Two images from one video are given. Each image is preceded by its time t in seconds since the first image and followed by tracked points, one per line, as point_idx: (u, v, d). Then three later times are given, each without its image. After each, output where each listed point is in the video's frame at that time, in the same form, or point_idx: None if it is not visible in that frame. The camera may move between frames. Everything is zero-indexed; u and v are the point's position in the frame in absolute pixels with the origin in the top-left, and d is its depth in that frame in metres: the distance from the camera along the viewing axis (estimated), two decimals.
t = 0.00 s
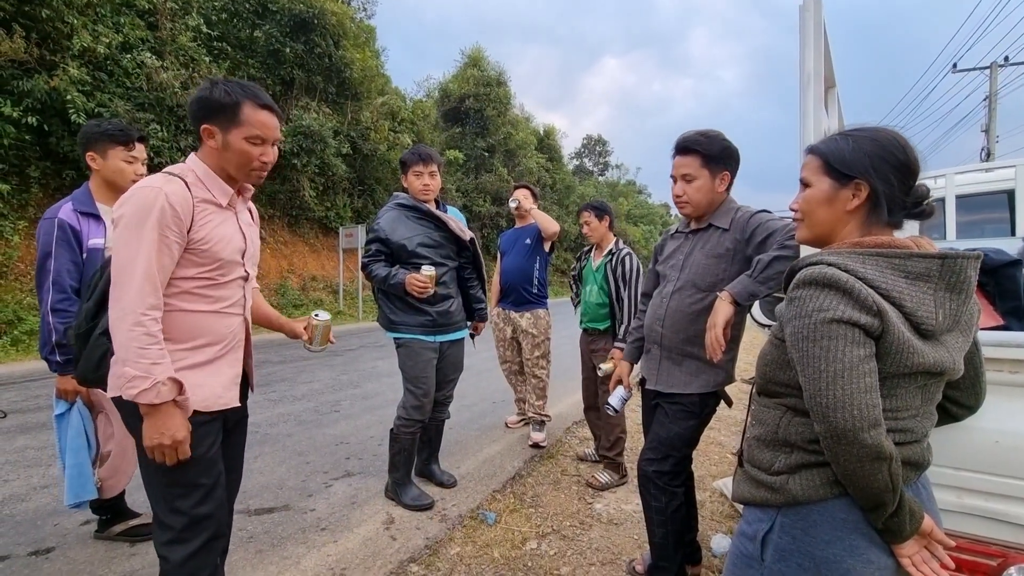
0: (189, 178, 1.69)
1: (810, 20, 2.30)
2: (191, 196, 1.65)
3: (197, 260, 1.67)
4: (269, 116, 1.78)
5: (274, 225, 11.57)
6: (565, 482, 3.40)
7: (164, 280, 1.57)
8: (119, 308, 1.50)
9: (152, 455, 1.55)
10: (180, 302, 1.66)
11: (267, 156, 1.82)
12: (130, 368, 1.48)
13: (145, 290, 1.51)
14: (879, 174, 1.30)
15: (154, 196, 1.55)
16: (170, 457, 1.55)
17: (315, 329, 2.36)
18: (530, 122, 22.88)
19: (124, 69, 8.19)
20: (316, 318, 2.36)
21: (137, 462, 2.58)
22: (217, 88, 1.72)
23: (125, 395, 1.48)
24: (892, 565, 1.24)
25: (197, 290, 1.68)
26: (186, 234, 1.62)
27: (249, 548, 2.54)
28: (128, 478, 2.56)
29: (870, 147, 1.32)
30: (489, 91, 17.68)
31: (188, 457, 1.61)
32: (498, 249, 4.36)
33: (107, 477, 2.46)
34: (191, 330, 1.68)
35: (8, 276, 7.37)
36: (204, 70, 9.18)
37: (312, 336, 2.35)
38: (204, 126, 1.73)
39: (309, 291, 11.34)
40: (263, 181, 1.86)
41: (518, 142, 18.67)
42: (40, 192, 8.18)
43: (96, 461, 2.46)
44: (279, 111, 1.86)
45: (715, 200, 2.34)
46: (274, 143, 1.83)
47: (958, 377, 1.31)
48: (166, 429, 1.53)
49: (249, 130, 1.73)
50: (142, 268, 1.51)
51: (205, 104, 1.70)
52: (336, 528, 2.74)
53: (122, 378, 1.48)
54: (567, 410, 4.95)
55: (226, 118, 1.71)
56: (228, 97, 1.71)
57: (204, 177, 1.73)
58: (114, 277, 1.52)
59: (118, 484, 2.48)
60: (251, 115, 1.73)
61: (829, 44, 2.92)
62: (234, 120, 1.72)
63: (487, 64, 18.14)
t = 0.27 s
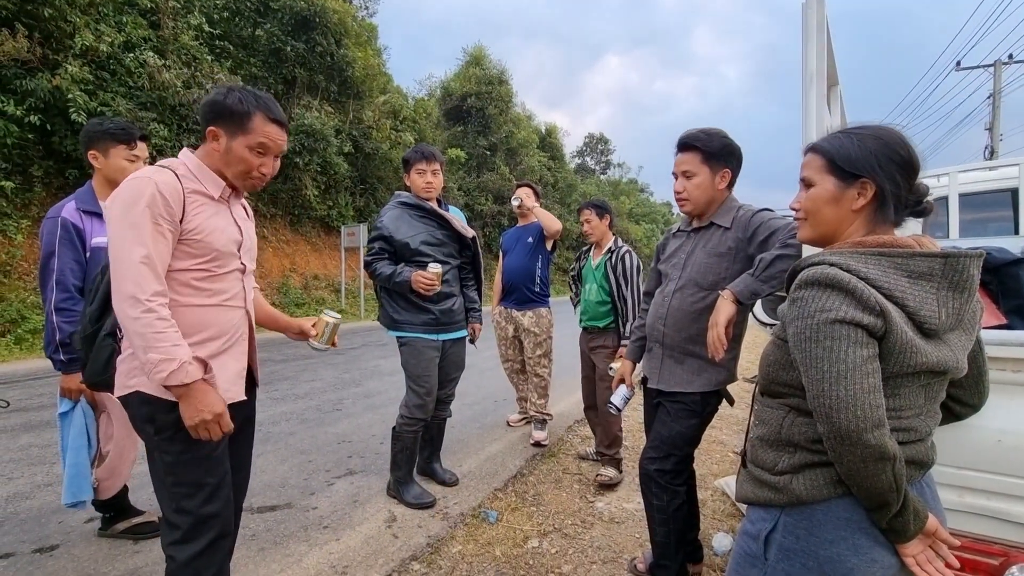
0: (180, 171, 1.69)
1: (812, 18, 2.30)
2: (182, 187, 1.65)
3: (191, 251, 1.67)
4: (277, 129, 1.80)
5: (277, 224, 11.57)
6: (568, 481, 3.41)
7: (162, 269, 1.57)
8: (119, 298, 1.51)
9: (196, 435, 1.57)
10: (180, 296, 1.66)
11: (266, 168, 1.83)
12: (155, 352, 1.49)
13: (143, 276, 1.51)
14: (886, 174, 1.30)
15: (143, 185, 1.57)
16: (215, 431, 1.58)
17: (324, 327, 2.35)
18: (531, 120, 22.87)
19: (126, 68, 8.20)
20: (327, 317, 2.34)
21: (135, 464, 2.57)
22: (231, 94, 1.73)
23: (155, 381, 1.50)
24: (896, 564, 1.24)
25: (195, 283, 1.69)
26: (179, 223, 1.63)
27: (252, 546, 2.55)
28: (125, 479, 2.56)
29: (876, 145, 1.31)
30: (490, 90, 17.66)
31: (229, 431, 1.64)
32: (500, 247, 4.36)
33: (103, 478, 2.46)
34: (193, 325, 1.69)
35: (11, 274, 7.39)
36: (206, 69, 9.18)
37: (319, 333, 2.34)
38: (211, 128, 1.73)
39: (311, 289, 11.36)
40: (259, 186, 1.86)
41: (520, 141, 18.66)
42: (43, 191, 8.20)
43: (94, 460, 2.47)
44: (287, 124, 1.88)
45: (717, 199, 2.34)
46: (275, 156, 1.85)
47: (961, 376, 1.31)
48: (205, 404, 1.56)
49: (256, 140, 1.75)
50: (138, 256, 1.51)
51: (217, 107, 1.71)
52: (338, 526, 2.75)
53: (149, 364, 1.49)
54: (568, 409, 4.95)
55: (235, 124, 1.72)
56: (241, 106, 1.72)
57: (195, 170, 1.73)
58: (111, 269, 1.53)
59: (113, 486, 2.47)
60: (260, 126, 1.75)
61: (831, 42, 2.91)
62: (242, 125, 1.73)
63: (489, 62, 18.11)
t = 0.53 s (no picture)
0: (178, 169, 1.70)
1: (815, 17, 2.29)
2: (180, 184, 1.66)
3: (190, 249, 1.68)
4: (276, 127, 1.81)
5: (279, 223, 11.56)
6: (569, 480, 3.41)
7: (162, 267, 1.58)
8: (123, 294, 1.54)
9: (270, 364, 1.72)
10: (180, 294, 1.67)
11: (266, 166, 1.83)
12: (190, 324, 1.56)
13: (139, 272, 1.53)
14: (888, 174, 1.30)
15: (141, 183, 1.59)
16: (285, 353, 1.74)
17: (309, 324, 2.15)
18: (534, 119, 22.86)
19: (129, 67, 8.20)
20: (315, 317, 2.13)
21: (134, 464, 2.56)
22: (231, 93, 1.74)
23: (203, 344, 1.59)
24: (897, 565, 1.24)
25: (196, 281, 1.69)
26: (178, 221, 1.63)
27: (254, 544, 2.56)
28: (123, 479, 2.56)
29: (874, 145, 1.31)
30: (493, 89, 17.65)
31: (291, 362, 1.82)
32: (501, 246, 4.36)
33: (100, 478, 2.47)
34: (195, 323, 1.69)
35: (14, 273, 7.41)
36: (209, 68, 9.20)
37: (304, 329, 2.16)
38: (209, 126, 1.74)
39: (313, 288, 11.38)
40: (256, 187, 1.86)
41: (523, 140, 18.66)
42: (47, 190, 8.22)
43: (94, 459, 2.48)
44: (286, 122, 1.89)
45: (719, 197, 2.34)
46: (274, 155, 1.86)
47: (965, 378, 1.31)
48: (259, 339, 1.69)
49: (253, 137, 1.75)
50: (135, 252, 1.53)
51: (215, 106, 1.72)
52: (340, 525, 2.76)
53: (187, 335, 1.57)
54: (570, 408, 4.96)
55: (233, 122, 1.73)
56: (239, 105, 1.72)
57: (194, 168, 1.74)
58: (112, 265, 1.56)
59: (109, 486, 2.47)
60: (258, 124, 1.75)
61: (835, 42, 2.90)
62: (241, 124, 1.73)
63: (491, 61, 18.10)
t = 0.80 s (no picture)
0: (178, 169, 1.71)
1: (819, 17, 2.29)
2: (181, 183, 1.67)
3: (193, 248, 1.68)
4: (274, 125, 1.81)
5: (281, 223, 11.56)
6: (570, 480, 3.41)
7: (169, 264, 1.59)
8: (131, 292, 1.54)
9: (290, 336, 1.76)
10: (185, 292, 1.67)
11: (264, 163, 1.84)
12: (201, 314, 1.59)
13: (146, 269, 1.53)
14: (894, 175, 1.30)
15: (144, 182, 1.59)
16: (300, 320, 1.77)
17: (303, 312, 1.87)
18: (536, 119, 22.86)
19: (132, 67, 8.20)
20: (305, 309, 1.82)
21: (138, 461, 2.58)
22: (228, 91, 1.74)
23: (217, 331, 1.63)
24: (898, 566, 1.24)
25: (199, 279, 1.70)
26: (181, 220, 1.64)
27: (255, 543, 2.57)
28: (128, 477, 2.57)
29: (880, 144, 1.31)
30: (495, 89, 17.65)
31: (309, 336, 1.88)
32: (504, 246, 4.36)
33: (106, 475, 2.48)
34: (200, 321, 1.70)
35: (17, 272, 7.43)
36: (211, 68, 9.22)
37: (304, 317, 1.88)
38: (207, 125, 1.74)
39: (315, 288, 11.40)
40: (254, 185, 1.87)
41: (525, 140, 18.67)
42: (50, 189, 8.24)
43: (97, 458, 2.49)
44: (283, 119, 1.89)
45: (723, 195, 2.34)
46: (272, 152, 1.86)
47: (967, 379, 1.31)
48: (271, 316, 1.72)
49: (251, 134, 1.76)
50: (141, 249, 1.53)
51: (213, 104, 1.72)
52: (341, 524, 2.76)
53: (199, 325, 1.59)
54: (571, 408, 4.96)
55: (230, 120, 1.73)
56: (236, 103, 1.73)
57: (193, 168, 1.74)
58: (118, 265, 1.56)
59: (115, 483, 2.48)
60: (255, 121, 1.75)
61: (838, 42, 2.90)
62: (239, 122, 1.74)
63: (493, 61, 18.10)
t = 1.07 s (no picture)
0: (176, 168, 1.71)
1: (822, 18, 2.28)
2: (179, 182, 1.67)
3: (193, 246, 1.68)
4: (267, 119, 1.80)
5: (282, 222, 11.56)
6: (571, 481, 3.41)
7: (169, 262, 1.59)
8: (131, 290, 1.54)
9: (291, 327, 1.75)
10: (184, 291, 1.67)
11: (260, 157, 1.83)
12: (203, 309, 1.59)
13: (146, 268, 1.53)
14: (901, 178, 1.29)
15: (141, 181, 1.59)
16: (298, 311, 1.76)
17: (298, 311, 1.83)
18: (537, 120, 22.87)
19: (135, 66, 8.20)
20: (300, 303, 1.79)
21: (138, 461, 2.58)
22: (220, 89, 1.75)
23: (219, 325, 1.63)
24: (898, 569, 1.24)
25: (198, 277, 1.70)
26: (179, 218, 1.64)
27: (255, 542, 2.57)
28: (128, 476, 2.57)
29: (886, 146, 1.30)
30: (497, 89, 17.66)
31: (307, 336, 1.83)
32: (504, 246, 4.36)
33: (105, 473, 2.48)
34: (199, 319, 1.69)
35: (19, 270, 7.44)
36: (214, 67, 9.23)
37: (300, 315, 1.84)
38: (201, 123, 1.74)
39: (316, 287, 11.40)
40: (251, 181, 1.86)
41: (526, 140, 18.68)
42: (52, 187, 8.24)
43: (98, 456, 2.49)
44: (276, 114, 1.88)
45: (726, 195, 2.33)
46: (267, 147, 1.85)
47: (968, 381, 1.31)
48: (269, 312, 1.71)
49: (245, 130, 1.75)
50: (141, 247, 1.54)
51: (207, 101, 1.72)
52: (341, 524, 2.76)
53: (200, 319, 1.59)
54: (571, 409, 4.96)
55: (224, 116, 1.73)
56: (229, 99, 1.73)
57: (190, 167, 1.74)
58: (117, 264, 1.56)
59: (114, 482, 2.48)
60: (249, 116, 1.75)
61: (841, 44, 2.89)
62: (233, 117, 1.73)
63: (495, 62, 18.12)
